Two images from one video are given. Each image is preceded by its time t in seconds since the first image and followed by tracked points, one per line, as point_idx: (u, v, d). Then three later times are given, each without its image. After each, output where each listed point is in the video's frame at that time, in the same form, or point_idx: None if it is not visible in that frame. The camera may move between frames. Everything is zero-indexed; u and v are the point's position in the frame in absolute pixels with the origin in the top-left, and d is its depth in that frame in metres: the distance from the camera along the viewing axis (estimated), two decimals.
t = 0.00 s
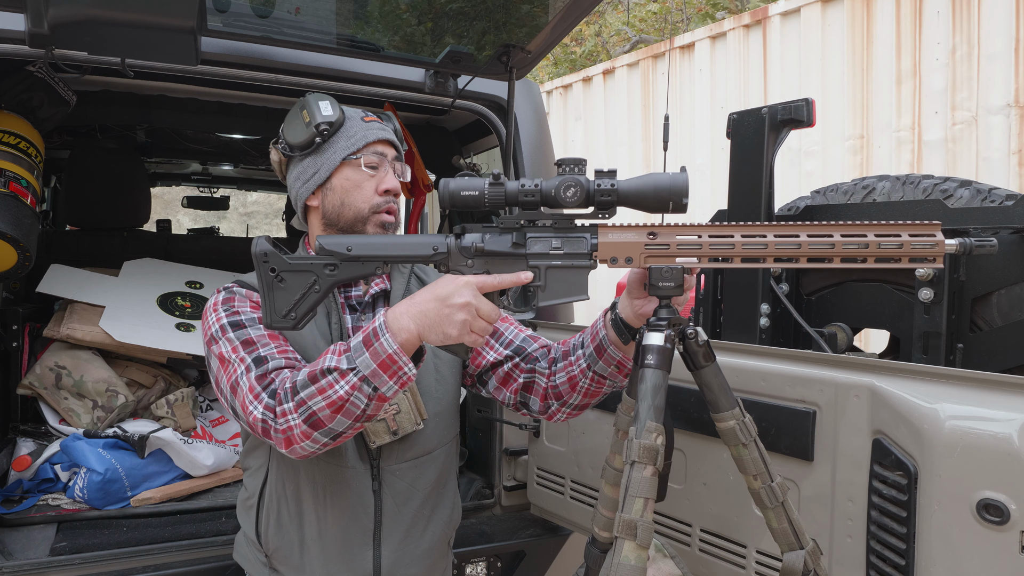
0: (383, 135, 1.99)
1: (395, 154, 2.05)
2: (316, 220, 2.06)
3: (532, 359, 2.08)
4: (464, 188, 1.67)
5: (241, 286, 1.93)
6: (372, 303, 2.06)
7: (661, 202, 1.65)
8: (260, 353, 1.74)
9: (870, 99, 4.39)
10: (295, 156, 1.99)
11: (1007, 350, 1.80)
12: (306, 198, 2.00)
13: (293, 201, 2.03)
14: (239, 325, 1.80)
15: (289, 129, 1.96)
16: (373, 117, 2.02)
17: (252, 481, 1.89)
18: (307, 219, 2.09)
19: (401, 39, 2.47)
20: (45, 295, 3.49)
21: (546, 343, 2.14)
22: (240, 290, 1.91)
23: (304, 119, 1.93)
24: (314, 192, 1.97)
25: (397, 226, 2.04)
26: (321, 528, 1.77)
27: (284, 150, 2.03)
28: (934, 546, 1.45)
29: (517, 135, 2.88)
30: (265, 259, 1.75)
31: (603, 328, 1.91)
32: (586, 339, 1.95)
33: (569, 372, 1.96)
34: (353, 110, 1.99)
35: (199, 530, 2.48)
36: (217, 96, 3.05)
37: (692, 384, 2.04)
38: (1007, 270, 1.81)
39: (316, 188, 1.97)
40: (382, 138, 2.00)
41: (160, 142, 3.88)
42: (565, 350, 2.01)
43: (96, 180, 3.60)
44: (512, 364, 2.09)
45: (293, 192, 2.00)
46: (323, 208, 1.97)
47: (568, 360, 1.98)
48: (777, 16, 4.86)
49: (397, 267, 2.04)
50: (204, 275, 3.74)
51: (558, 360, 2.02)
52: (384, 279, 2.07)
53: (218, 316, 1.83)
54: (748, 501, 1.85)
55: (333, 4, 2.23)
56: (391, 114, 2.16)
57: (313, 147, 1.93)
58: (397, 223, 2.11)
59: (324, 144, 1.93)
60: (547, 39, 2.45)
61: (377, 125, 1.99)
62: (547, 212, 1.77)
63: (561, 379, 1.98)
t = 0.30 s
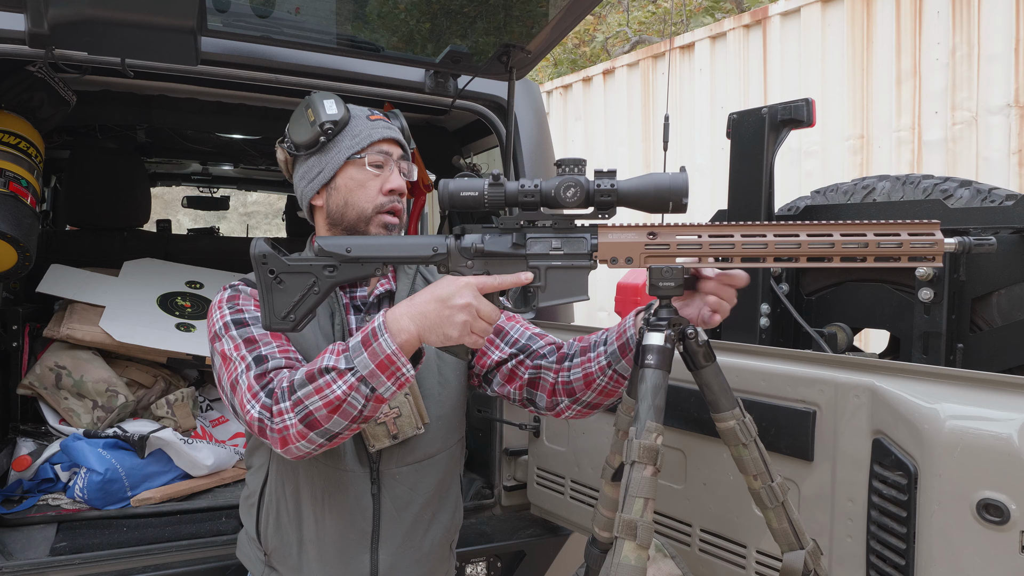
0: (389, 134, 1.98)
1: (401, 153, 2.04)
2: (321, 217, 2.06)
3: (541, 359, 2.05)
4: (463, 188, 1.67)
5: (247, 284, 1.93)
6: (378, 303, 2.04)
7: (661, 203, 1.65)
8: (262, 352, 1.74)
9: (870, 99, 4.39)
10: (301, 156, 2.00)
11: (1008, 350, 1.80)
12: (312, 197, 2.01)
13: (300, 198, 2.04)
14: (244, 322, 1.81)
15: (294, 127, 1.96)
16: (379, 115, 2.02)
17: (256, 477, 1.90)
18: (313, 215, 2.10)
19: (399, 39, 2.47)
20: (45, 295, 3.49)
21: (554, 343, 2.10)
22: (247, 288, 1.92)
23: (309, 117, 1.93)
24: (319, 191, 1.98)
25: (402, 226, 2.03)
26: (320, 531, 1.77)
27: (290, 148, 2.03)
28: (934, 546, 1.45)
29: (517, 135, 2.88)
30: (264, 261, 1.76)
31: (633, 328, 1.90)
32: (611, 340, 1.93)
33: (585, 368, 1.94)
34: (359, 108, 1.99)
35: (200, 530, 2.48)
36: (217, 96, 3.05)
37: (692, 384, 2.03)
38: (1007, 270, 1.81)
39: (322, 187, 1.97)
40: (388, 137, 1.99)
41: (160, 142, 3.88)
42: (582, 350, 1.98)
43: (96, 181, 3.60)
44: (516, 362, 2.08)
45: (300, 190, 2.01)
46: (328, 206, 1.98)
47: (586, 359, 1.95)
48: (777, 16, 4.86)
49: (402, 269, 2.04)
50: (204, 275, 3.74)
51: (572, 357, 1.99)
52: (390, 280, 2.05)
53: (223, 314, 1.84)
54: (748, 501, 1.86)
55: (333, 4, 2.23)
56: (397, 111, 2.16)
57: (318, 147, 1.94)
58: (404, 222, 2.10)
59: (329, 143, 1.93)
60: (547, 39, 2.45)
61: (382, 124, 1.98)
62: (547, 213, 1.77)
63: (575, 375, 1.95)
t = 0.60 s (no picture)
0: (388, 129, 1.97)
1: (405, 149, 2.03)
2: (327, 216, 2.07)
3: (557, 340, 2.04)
4: (465, 188, 1.67)
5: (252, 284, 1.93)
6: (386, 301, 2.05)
7: (663, 202, 1.64)
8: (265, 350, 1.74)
9: (870, 99, 4.39)
10: (306, 154, 2.03)
11: (1008, 350, 1.80)
12: (316, 195, 2.04)
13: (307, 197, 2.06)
14: (247, 319, 1.81)
15: (299, 126, 2.00)
16: (380, 110, 2.01)
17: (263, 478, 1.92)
18: (321, 215, 2.12)
19: (399, 39, 2.47)
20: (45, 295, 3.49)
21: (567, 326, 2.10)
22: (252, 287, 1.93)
23: (311, 116, 1.97)
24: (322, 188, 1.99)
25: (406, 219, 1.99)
26: (325, 530, 1.77)
27: (297, 148, 2.07)
28: (934, 546, 1.45)
29: (517, 135, 2.88)
30: (266, 260, 1.76)
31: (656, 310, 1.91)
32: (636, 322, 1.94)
33: (605, 353, 1.94)
34: (362, 104, 2.00)
35: (199, 530, 2.47)
36: (217, 96, 3.05)
37: (693, 384, 2.03)
38: (1008, 270, 1.81)
39: (324, 184, 1.99)
40: (388, 132, 1.98)
41: (161, 142, 3.88)
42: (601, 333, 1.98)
43: (96, 181, 3.60)
44: (528, 345, 2.09)
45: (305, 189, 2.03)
46: (330, 203, 1.99)
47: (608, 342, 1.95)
48: (777, 16, 4.86)
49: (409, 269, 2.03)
50: (204, 275, 3.74)
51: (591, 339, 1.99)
52: (397, 278, 2.07)
53: (227, 311, 1.84)
54: (748, 501, 1.85)
55: (333, 4, 2.23)
56: (405, 109, 2.19)
57: (319, 143, 1.96)
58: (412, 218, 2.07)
59: (330, 140, 1.95)
60: (547, 39, 2.45)
61: (382, 119, 1.97)
62: (549, 212, 1.76)
63: (595, 358, 1.95)
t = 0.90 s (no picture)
0: (377, 131, 1.94)
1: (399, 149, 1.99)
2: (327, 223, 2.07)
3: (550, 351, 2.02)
4: (463, 189, 1.68)
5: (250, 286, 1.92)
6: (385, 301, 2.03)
7: (660, 203, 1.64)
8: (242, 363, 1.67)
9: (870, 98, 4.39)
10: (302, 161, 2.03)
11: (1008, 350, 1.80)
12: (314, 202, 2.03)
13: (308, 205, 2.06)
14: (235, 330, 1.76)
15: (292, 135, 2.00)
16: (370, 112, 1.99)
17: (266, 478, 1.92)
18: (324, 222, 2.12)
19: (398, 39, 2.47)
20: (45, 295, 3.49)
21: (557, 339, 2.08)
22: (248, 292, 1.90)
23: (301, 124, 1.96)
24: (318, 196, 1.99)
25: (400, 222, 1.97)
26: (327, 528, 1.77)
27: (293, 156, 2.07)
28: (933, 546, 1.45)
29: (517, 135, 2.88)
30: (265, 262, 1.75)
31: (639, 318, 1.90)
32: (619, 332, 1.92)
33: (590, 361, 1.92)
34: (350, 108, 1.97)
35: (199, 530, 2.47)
36: (217, 96, 3.05)
37: (692, 383, 2.03)
38: (1008, 270, 1.81)
39: (319, 192, 1.99)
40: (378, 133, 1.95)
41: (161, 142, 3.88)
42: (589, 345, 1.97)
43: (96, 181, 3.60)
44: (519, 355, 2.06)
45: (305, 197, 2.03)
46: (327, 210, 1.98)
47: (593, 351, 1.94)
48: (777, 16, 4.86)
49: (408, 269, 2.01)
50: (204, 275, 3.74)
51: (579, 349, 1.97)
52: (397, 279, 2.05)
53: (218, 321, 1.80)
54: (748, 501, 1.85)
55: (333, 4, 2.23)
56: (396, 103, 2.19)
57: (313, 151, 1.96)
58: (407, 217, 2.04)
59: (321, 147, 1.94)
60: (547, 39, 2.45)
61: (371, 121, 1.95)
62: (547, 213, 1.77)
63: (580, 367, 1.94)
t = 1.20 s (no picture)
0: (364, 136, 1.86)
1: (388, 154, 1.91)
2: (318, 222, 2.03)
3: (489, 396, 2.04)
4: (463, 189, 1.68)
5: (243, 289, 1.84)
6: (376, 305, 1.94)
7: (660, 203, 1.64)
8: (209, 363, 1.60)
9: (870, 98, 4.39)
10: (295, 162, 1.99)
11: (1008, 350, 1.80)
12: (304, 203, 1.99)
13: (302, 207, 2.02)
14: (214, 325, 1.68)
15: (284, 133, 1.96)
16: (362, 116, 1.91)
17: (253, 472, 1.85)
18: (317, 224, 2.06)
19: (399, 39, 2.47)
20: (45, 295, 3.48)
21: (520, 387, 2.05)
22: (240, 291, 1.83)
23: (291, 126, 1.92)
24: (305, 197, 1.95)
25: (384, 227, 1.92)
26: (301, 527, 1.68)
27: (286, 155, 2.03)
28: (933, 546, 1.45)
29: (517, 135, 2.88)
30: (265, 261, 1.69)
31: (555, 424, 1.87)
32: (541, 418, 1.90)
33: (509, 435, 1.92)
34: (342, 110, 1.91)
35: (200, 530, 2.48)
36: (217, 96, 3.05)
37: (692, 383, 2.03)
38: (1008, 270, 1.81)
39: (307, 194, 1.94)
40: (366, 138, 1.87)
41: (160, 142, 3.88)
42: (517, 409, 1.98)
43: (96, 180, 3.60)
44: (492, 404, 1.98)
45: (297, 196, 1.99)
46: (314, 212, 1.95)
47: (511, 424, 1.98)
48: (777, 16, 4.86)
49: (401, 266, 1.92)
50: (204, 275, 3.73)
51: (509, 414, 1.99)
52: (392, 284, 1.98)
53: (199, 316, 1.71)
54: (748, 501, 1.86)
55: (333, 4, 2.23)
56: (392, 106, 2.14)
57: (302, 153, 1.91)
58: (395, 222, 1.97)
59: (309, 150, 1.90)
60: (547, 39, 2.45)
61: (360, 125, 1.87)
62: (547, 213, 1.77)
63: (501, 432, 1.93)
